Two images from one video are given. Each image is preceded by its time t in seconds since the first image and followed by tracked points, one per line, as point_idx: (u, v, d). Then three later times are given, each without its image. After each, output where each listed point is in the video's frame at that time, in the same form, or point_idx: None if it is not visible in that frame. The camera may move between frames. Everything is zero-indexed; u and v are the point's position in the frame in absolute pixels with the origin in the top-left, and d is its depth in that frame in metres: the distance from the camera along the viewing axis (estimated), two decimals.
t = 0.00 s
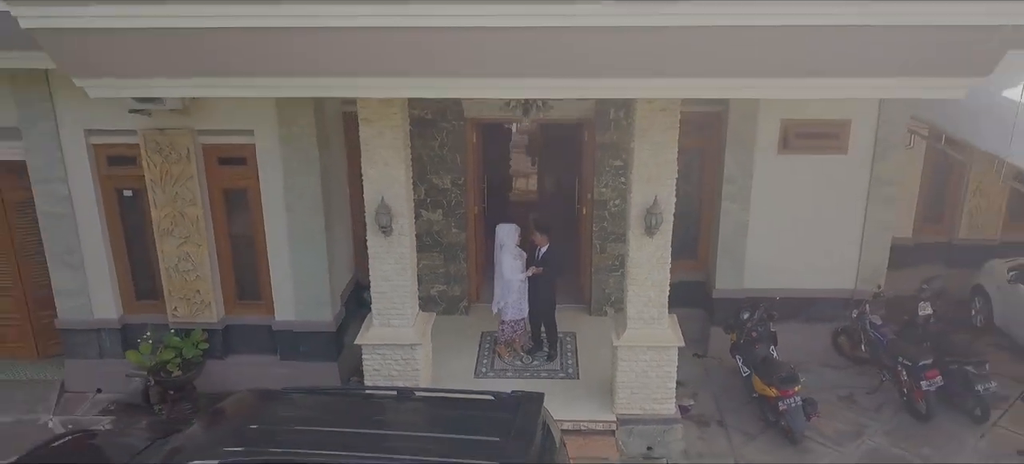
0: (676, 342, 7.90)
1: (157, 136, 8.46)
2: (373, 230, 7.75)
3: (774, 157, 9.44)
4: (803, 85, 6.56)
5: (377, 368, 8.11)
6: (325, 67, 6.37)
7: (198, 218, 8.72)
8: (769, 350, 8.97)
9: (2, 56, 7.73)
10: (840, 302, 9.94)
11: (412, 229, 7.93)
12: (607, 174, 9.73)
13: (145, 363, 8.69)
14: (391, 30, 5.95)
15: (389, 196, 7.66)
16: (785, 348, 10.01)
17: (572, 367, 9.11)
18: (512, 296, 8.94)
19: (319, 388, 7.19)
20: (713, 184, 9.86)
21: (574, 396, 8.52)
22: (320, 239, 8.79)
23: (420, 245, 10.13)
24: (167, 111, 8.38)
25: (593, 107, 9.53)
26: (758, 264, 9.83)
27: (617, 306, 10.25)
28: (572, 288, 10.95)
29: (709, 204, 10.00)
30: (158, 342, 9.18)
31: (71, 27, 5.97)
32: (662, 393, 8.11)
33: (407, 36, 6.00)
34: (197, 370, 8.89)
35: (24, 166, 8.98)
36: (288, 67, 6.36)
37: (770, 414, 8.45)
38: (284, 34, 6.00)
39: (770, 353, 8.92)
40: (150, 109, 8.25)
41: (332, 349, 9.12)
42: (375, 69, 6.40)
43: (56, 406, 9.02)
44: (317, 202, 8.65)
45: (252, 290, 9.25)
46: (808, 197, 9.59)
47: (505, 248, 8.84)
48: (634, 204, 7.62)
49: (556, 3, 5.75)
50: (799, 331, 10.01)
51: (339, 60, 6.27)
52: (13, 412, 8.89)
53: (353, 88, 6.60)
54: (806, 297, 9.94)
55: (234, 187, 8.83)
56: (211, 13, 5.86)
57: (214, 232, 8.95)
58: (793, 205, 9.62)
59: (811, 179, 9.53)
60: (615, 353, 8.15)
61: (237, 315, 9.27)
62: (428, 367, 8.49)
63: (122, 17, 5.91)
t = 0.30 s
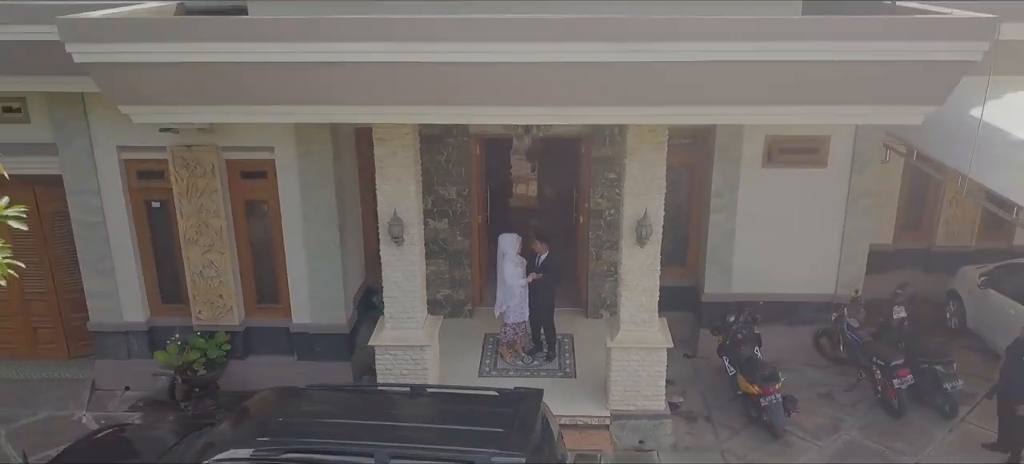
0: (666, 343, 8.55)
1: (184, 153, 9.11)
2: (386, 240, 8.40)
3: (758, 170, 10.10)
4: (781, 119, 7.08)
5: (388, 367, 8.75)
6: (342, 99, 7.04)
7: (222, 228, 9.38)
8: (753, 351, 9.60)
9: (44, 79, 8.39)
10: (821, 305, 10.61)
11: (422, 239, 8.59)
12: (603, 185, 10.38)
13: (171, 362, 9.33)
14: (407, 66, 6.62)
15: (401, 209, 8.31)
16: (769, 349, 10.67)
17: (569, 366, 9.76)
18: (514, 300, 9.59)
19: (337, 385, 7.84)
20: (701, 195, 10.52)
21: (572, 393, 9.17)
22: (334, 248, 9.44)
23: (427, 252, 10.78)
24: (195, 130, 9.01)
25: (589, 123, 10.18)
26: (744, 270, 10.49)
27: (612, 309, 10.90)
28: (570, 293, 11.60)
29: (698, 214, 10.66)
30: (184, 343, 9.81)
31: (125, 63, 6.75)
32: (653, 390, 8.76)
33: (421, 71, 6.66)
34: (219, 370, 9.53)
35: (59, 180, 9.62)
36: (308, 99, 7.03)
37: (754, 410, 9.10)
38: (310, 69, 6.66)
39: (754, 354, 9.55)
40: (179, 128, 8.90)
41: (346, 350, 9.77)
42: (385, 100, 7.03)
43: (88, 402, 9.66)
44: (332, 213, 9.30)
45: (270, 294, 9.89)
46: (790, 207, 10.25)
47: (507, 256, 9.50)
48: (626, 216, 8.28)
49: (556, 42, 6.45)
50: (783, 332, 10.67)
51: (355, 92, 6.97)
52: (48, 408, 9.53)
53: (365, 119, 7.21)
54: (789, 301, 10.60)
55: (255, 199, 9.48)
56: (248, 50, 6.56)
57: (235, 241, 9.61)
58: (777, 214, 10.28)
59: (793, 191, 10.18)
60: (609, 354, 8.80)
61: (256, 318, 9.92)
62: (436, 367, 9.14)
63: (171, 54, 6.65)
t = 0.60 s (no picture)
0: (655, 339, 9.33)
1: (212, 165, 9.87)
2: (399, 245, 9.16)
3: (743, 179, 10.87)
4: (759, 137, 7.82)
5: (401, 361, 9.53)
6: (359, 118, 7.70)
7: (246, 234, 10.15)
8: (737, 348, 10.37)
9: (86, 98, 9.16)
10: (802, 305, 11.38)
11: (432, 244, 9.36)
12: (599, 194, 11.15)
13: (200, 358, 10.11)
14: (422, 91, 7.38)
15: (413, 217, 9.08)
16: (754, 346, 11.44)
17: (568, 361, 10.53)
18: (516, 301, 10.35)
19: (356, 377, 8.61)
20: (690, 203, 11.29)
21: (570, 386, 9.93)
22: (350, 252, 10.20)
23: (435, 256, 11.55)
24: (222, 143, 9.77)
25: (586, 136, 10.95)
26: (730, 272, 11.27)
27: (607, 308, 11.67)
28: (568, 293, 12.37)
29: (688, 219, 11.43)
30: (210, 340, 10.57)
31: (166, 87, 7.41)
32: (644, 383, 9.53)
33: (434, 96, 7.42)
34: (243, 364, 10.28)
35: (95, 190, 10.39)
36: (331, 118, 7.71)
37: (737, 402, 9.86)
38: (334, 94, 7.41)
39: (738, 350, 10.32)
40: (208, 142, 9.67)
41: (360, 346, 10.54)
42: (403, 121, 7.72)
43: (122, 395, 10.43)
44: (348, 220, 10.06)
45: (290, 295, 10.66)
46: (774, 214, 11.02)
47: (509, 260, 10.26)
48: (619, 224, 9.05)
49: (554, 71, 7.23)
50: (767, 330, 11.45)
51: (374, 114, 7.65)
52: (85, 400, 10.28)
53: (382, 138, 7.87)
54: (772, 301, 11.37)
55: (277, 207, 10.25)
56: (279, 78, 7.30)
57: (259, 246, 10.38)
58: (761, 220, 11.05)
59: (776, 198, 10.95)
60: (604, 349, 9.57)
61: (277, 317, 10.68)
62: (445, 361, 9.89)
63: (210, 80, 7.37)
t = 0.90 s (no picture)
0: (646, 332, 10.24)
1: (241, 173, 10.76)
2: (414, 246, 10.06)
3: (729, 185, 11.76)
4: (739, 152, 8.65)
5: (414, 352, 10.42)
6: (381, 134, 8.59)
7: (271, 237, 11.04)
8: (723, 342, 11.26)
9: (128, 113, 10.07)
10: (784, 302, 12.29)
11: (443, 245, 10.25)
12: (597, 199, 12.05)
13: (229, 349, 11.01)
14: (437, 110, 8.27)
15: (426, 222, 9.97)
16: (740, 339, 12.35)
17: (567, 353, 11.44)
18: (519, 298, 11.24)
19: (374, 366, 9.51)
20: (681, 208, 12.19)
21: (569, 375, 10.83)
22: (367, 253, 11.09)
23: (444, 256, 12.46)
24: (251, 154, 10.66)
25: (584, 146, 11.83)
26: (717, 272, 12.17)
27: (603, 305, 12.58)
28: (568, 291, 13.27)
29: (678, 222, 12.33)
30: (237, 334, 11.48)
31: (213, 109, 8.34)
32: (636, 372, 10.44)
33: (448, 114, 8.31)
34: (268, 356, 11.18)
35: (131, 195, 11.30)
36: (355, 135, 8.59)
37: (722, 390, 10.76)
38: (359, 113, 8.30)
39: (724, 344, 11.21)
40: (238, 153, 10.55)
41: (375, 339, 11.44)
42: (419, 137, 8.59)
43: (157, 384, 11.33)
44: (365, 224, 10.96)
45: (310, 293, 11.56)
46: (757, 217, 11.91)
47: (514, 260, 11.14)
48: (614, 227, 9.94)
49: (554, 92, 8.10)
50: (751, 325, 12.36)
51: (394, 130, 8.53)
52: (123, 389, 11.18)
53: (401, 151, 8.75)
54: (756, 298, 12.29)
55: (300, 211, 11.15)
56: (310, 99, 8.21)
57: (282, 247, 11.27)
58: (746, 223, 11.95)
59: (759, 203, 11.84)
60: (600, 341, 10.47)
61: (298, 313, 11.59)
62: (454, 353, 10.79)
63: (249, 100, 8.28)
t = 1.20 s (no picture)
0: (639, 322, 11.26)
1: (269, 177, 11.77)
2: (428, 244, 11.07)
3: (716, 188, 12.78)
4: (719, 160, 9.67)
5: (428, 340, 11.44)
6: (401, 143, 9.60)
7: (296, 235, 12.06)
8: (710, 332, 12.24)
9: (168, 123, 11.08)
10: (767, 295, 13.32)
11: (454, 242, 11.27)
12: (594, 200, 13.05)
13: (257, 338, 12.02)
14: (451, 122, 9.28)
15: (440, 221, 10.99)
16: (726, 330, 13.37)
17: (567, 342, 12.46)
18: (523, 291, 12.26)
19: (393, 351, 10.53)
20: (672, 209, 13.21)
21: (569, 362, 11.84)
22: (384, 250, 12.11)
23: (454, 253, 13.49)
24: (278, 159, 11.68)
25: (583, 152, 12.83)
26: (705, 268, 13.20)
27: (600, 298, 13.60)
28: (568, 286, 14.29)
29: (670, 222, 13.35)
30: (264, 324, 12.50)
31: (251, 121, 9.40)
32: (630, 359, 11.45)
33: (462, 126, 9.32)
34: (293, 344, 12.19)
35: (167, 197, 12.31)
36: (377, 144, 9.62)
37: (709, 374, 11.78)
38: (382, 124, 9.32)
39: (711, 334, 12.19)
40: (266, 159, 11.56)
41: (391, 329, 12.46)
42: (434, 146, 9.61)
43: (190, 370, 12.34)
44: (383, 224, 11.98)
45: (331, 286, 12.59)
46: (742, 217, 12.93)
47: (517, 257, 12.19)
48: (610, 226, 10.96)
49: (556, 106, 9.12)
50: (737, 316, 13.39)
51: (413, 140, 9.55)
52: (159, 375, 12.15)
53: (418, 158, 9.77)
54: (741, 292, 13.32)
55: (322, 212, 12.18)
56: (339, 112, 9.23)
57: (306, 245, 12.29)
58: (731, 223, 12.97)
59: (743, 205, 12.86)
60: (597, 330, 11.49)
61: (320, 305, 12.62)
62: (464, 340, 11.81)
63: (284, 113, 9.30)
